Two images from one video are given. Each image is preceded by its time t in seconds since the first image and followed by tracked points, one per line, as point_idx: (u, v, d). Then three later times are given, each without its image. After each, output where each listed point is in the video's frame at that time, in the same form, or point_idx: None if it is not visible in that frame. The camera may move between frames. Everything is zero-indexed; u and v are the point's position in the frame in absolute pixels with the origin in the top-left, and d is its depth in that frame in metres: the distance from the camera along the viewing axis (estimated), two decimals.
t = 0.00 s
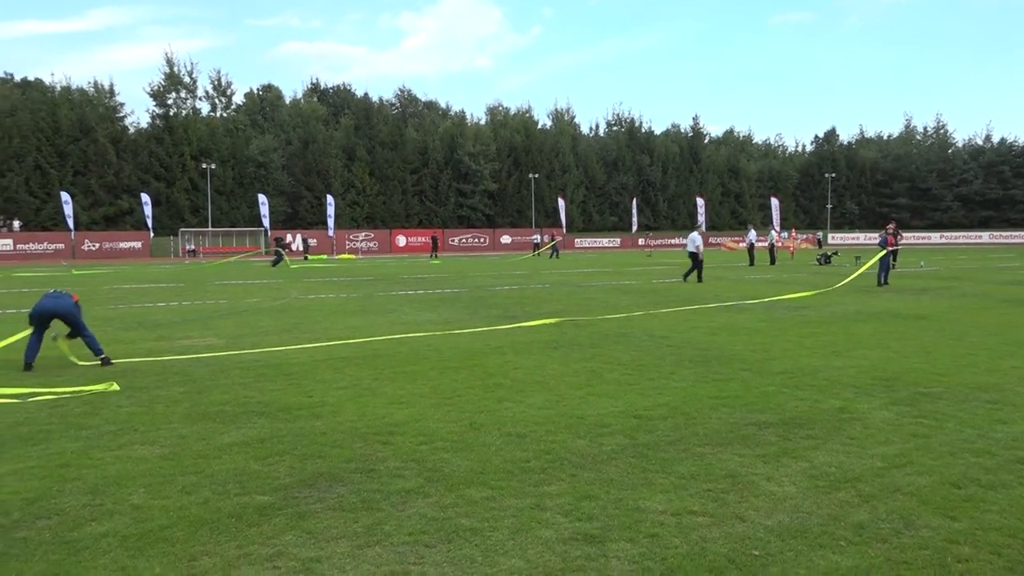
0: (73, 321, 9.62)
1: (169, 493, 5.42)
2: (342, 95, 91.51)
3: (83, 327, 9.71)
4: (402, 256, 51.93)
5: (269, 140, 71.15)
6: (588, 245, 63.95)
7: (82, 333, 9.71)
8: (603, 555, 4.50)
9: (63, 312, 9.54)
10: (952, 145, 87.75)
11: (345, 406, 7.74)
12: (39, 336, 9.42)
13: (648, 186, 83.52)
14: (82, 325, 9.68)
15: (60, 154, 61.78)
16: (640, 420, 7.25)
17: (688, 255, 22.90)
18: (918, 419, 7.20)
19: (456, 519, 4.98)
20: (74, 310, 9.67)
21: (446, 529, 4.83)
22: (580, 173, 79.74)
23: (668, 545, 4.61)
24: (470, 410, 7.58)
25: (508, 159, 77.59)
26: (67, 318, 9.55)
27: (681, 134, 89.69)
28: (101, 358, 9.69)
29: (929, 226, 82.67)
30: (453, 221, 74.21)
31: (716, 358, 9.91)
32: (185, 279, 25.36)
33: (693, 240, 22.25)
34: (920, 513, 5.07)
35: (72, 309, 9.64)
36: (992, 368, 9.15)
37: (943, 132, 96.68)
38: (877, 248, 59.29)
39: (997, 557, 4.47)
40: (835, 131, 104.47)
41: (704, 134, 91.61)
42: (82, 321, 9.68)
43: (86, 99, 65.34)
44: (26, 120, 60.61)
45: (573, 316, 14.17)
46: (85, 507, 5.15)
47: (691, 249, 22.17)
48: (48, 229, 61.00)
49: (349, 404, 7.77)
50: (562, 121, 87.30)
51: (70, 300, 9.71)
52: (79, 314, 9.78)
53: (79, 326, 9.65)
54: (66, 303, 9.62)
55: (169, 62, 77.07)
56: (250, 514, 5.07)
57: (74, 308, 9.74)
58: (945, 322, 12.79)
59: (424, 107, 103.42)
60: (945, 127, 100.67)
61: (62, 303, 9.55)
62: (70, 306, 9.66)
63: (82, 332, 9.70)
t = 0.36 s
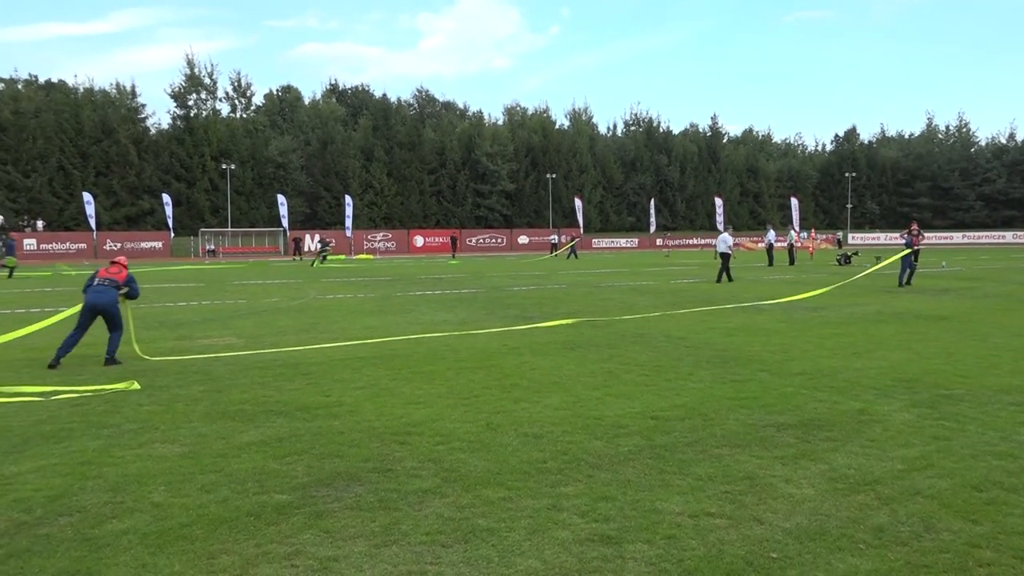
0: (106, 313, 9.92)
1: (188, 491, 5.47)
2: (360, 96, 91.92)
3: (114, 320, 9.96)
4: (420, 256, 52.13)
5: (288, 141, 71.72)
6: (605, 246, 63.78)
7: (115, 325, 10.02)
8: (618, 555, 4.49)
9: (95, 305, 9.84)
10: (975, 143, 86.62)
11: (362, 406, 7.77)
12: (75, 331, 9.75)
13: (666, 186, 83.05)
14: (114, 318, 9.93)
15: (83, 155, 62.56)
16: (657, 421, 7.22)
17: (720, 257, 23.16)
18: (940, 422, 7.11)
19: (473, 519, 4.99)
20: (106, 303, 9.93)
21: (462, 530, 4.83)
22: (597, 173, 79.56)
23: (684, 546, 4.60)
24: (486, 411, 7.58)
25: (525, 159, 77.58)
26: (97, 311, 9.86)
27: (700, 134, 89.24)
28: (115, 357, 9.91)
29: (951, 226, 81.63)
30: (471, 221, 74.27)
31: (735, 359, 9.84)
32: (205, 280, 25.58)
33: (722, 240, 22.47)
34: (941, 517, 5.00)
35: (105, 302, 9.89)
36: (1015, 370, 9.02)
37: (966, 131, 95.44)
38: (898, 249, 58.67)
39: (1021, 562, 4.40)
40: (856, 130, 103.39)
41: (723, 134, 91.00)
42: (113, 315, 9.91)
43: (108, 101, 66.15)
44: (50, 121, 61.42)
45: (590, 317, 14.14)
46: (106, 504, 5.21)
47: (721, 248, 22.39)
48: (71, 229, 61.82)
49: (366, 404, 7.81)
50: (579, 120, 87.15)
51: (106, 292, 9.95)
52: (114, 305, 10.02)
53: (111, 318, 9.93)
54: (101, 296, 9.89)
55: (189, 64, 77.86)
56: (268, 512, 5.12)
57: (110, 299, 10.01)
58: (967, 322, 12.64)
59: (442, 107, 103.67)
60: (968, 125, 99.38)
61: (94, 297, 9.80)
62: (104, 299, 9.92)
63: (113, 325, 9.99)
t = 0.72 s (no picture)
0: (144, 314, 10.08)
1: (190, 496, 5.47)
2: (362, 101, 92.13)
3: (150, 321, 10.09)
4: (421, 261, 52.22)
5: (290, 146, 72.12)
6: (607, 250, 63.80)
7: (154, 326, 10.17)
8: (620, 561, 4.48)
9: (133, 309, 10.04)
10: (977, 147, 86.61)
11: (364, 411, 7.77)
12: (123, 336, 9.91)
13: (668, 190, 83.10)
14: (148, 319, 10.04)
15: (86, 160, 62.72)
16: (659, 425, 7.22)
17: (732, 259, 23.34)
18: (942, 426, 7.10)
19: (474, 524, 4.98)
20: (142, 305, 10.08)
21: (464, 535, 4.83)
22: (599, 178, 79.70)
23: (687, 551, 4.59)
24: (488, 415, 7.58)
25: (527, 164, 77.69)
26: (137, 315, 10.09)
27: (701, 138, 89.39)
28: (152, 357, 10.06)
29: (953, 229, 81.53)
30: (473, 226, 74.40)
31: (736, 363, 9.83)
32: (207, 285, 25.61)
33: (734, 243, 22.63)
34: (944, 521, 4.99)
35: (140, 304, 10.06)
36: (1018, 374, 8.99)
37: (967, 135, 95.43)
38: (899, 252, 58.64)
39: None
40: (858, 134, 103.43)
41: (724, 138, 91.08)
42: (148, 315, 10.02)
43: (111, 106, 66.41)
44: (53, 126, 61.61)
45: (592, 321, 14.14)
46: (108, 509, 5.22)
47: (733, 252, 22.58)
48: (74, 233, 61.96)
49: (368, 409, 7.80)
50: (581, 125, 87.31)
51: (141, 293, 10.11)
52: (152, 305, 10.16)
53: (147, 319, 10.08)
54: (136, 300, 10.07)
55: (192, 69, 78.15)
56: (270, 517, 5.11)
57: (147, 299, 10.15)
58: (969, 327, 12.62)
59: (444, 112, 103.92)
60: (970, 129, 99.34)
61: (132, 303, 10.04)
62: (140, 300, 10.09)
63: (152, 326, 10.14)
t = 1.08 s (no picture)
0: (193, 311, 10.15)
1: (187, 495, 5.47)
2: (360, 100, 92.04)
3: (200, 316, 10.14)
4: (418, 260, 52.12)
5: (288, 145, 72.38)
6: (604, 250, 63.83)
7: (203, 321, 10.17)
8: (618, 560, 4.49)
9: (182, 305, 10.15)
10: (974, 149, 86.71)
11: (361, 410, 7.78)
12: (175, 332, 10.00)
13: (665, 191, 83.10)
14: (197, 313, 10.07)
15: (83, 159, 62.54)
16: (657, 425, 7.23)
17: (742, 260, 23.48)
18: (937, 427, 7.12)
19: (472, 522, 4.99)
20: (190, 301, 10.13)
21: (461, 533, 4.83)
22: (597, 178, 79.73)
23: (685, 551, 4.59)
24: (486, 414, 7.58)
25: (525, 163, 77.63)
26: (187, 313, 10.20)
27: (699, 139, 89.50)
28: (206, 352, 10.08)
29: (950, 231, 81.53)
30: (470, 225, 74.34)
31: (733, 363, 9.86)
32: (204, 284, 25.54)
33: (746, 244, 22.78)
34: (940, 521, 5.00)
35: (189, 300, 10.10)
36: (1014, 375, 9.01)
37: (964, 136, 95.59)
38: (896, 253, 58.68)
39: (1019, 567, 4.40)
40: (855, 135, 103.61)
41: (722, 138, 91.11)
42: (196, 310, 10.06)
43: (108, 105, 66.25)
44: (49, 125, 61.41)
45: (589, 321, 14.13)
46: (105, 508, 5.21)
47: (744, 252, 22.71)
48: (71, 232, 61.78)
49: (365, 408, 7.80)
50: (578, 125, 87.31)
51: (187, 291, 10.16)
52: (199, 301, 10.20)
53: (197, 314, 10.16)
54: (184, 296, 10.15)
55: (190, 68, 78.07)
56: (268, 516, 5.11)
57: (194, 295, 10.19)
58: (964, 328, 12.64)
59: (442, 112, 103.93)
60: (967, 130, 99.46)
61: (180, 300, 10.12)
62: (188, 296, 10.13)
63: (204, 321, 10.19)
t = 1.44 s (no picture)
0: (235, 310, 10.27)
1: (177, 494, 5.44)
2: (350, 99, 91.78)
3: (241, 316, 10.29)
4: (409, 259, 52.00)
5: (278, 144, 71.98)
6: (595, 249, 63.89)
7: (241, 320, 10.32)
8: (609, 558, 4.49)
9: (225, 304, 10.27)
10: (962, 148, 87.30)
11: (353, 409, 7.76)
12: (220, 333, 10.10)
13: (655, 190, 83.30)
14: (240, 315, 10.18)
15: (70, 158, 62.06)
16: (648, 423, 7.25)
17: (745, 259, 23.85)
18: (927, 424, 7.17)
19: (463, 522, 4.98)
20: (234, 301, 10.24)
21: (453, 532, 4.83)
22: (588, 177, 79.81)
23: (675, 549, 4.61)
24: (478, 414, 7.58)
25: (515, 163, 77.61)
26: (229, 310, 10.35)
27: (689, 138, 89.72)
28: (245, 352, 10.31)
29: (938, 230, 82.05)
30: (461, 224, 74.26)
31: (723, 362, 9.89)
32: (193, 284, 25.39)
33: (747, 243, 23.13)
34: (929, 518, 5.04)
35: (232, 302, 10.16)
36: (1002, 373, 9.08)
37: (952, 136, 96.22)
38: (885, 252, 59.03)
39: (1008, 562, 4.43)
40: (844, 135, 104.16)
41: (712, 138, 91.45)
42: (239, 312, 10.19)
43: (96, 103, 65.78)
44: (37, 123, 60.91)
45: (581, 320, 14.14)
46: (94, 508, 5.17)
47: (745, 251, 23.01)
48: (58, 231, 61.27)
49: (357, 407, 7.79)
50: (569, 124, 87.36)
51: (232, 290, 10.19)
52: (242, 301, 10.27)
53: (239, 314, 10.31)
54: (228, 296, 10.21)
55: (179, 67, 77.65)
56: (258, 516, 5.09)
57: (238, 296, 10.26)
58: (953, 326, 12.74)
59: (433, 111, 103.79)
60: (954, 130, 100.16)
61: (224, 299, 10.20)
62: (230, 296, 10.19)
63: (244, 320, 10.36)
